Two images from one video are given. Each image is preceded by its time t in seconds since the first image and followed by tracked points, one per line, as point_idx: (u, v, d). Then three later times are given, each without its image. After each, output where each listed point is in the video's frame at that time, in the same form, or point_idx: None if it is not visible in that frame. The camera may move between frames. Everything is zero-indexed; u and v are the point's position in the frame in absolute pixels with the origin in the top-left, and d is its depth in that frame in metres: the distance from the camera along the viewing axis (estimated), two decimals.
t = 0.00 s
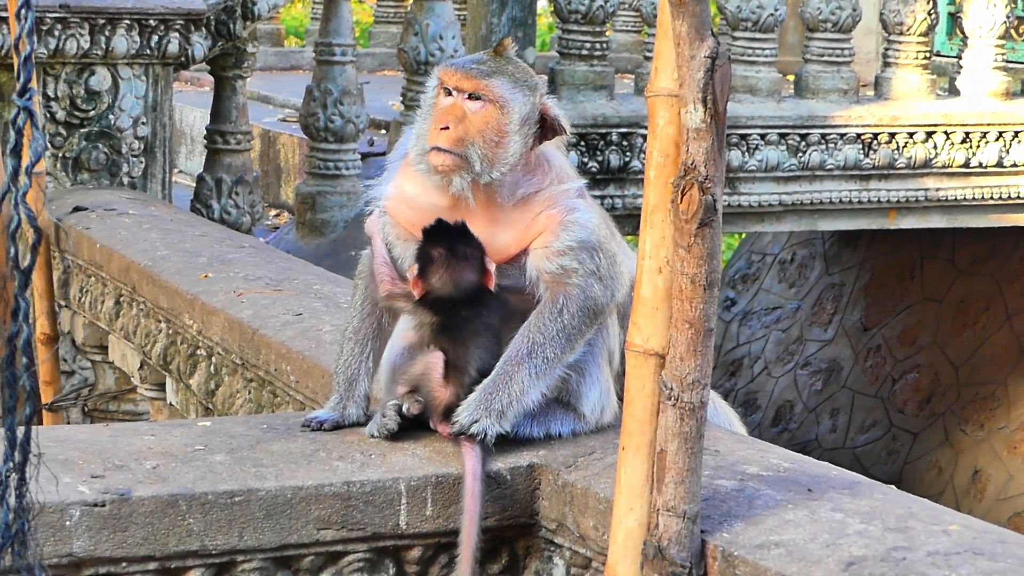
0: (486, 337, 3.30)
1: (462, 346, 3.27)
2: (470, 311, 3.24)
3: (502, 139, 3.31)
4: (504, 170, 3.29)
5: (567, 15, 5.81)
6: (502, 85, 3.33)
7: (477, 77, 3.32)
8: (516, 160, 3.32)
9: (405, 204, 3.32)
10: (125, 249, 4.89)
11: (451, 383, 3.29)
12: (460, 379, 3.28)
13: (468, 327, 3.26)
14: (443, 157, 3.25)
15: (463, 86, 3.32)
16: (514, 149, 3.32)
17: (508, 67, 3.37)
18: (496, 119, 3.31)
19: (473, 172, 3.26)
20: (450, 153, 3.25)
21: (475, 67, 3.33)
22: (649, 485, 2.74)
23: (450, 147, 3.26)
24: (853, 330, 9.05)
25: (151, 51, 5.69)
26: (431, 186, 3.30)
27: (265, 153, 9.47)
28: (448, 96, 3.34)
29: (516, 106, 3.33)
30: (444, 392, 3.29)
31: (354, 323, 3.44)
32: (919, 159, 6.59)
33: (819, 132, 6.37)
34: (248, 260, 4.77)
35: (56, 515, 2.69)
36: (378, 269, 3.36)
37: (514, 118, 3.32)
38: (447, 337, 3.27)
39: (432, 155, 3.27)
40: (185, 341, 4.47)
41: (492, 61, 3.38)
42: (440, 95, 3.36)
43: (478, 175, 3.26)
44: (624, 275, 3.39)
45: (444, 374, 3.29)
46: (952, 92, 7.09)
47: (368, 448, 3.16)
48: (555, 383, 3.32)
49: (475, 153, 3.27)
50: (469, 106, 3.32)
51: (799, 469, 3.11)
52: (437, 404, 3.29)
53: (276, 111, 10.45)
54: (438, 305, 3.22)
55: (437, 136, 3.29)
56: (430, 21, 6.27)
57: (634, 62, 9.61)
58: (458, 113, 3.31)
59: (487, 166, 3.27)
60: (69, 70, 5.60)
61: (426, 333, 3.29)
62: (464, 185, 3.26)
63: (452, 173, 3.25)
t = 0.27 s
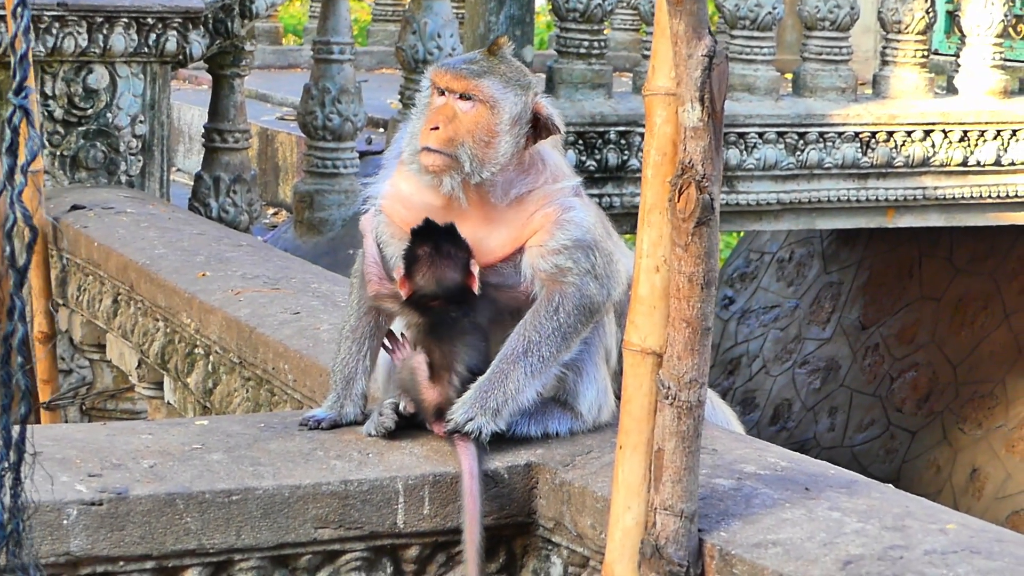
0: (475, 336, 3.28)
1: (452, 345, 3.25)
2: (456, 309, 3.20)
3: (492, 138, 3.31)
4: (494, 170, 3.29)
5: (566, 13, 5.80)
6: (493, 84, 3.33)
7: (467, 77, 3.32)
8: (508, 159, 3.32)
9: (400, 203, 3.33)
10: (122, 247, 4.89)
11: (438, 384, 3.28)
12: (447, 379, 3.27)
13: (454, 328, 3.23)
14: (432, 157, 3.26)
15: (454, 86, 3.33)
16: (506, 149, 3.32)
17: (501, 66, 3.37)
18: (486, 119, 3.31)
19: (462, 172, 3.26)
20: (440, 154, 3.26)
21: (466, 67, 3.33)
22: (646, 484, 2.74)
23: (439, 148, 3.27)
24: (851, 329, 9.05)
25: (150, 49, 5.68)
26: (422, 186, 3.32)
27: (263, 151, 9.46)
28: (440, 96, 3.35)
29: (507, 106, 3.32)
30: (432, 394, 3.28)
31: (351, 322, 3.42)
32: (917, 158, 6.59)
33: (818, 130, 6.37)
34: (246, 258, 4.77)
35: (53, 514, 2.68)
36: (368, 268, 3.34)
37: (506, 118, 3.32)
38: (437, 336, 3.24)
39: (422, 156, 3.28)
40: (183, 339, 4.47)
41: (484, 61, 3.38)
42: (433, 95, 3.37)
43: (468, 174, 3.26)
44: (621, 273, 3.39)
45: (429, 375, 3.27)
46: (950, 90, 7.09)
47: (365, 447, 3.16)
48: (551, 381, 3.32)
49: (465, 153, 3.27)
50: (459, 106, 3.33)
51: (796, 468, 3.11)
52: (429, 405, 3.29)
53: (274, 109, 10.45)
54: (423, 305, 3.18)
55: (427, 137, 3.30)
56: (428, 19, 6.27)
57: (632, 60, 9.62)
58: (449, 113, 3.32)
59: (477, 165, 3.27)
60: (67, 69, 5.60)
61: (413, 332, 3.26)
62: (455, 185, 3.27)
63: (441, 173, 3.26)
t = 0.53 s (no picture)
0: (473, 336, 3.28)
1: (452, 345, 3.25)
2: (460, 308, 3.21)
3: (488, 139, 3.31)
4: (490, 170, 3.29)
5: (563, 13, 5.81)
6: (489, 84, 3.33)
7: (462, 77, 3.32)
8: (505, 159, 3.32)
9: (398, 201, 3.33)
10: (120, 247, 4.89)
11: (434, 385, 3.27)
12: (444, 380, 3.27)
13: (454, 327, 3.23)
14: (429, 158, 3.26)
15: (449, 87, 3.33)
16: (502, 149, 3.32)
17: (497, 66, 3.37)
18: (482, 119, 3.32)
19: (458, 172, 3.26)
20: (436, 155, 3.26)
21: (461, 67, 3.33)
22: (644, 483, 2.74)
23: (435, 149, 3.27)
24: (849, 328, 9.06)
25: (146, 49, 5.68)
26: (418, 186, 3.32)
27: (261, 150, 9.46)
28: (435, 97, 3.35)
29: (502, 106, 3.33)
30: (429, 394, 3.28)
31: (349, 321, 3.42)
32: (915, 157, 6.59)
33: (815, 129, 6.37)
34: (244, 258, 4.77)
35: (52, 513, 2.68)
36: (370, 268, 3.35)
37: (501, 118, 3.33)
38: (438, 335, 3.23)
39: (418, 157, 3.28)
40: (181, 339, 4.47)
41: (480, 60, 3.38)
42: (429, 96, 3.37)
43: (464, 175, 3.26)
44: (619, 272, 3.39)
45: (423, 374, 3.28)
46: (947, 90, 7.10)
47: (363, 447, 3.16)
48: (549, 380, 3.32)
49: (460, 153, 3.28)
50: (455, 107, 3.33)
51: (794, 467, 3.12)
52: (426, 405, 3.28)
53: (272, 109, 10.45)
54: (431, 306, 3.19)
55: (422, 138, 3.30)
56: (426, 19, 6.27)
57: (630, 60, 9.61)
58: (445, 114, 3.32)
59: (472, 166, 3.27)
60: (65, 69, 5.58)
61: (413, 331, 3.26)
62: (450, 186, 3.27)
63: (437, 173, 3.27)
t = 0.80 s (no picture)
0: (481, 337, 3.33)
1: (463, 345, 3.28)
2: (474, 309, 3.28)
3: (485, 140, 3.32)
4: (487, 171, 3.30)
5: (562, 12, 5.81)
6: (486, 86, 3.34)
7: (460, 79, 3.34)
8: (503, 160, 3.33)
9: (396, 201, 3.33)
10: (119, 247, 4.89)
11: (434, 384, 3.27)
12: (445, 380, 3.27)
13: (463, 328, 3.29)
14: (428, 161, 3.28)
15: (447, 88, 3.34)
16: (499, 150, 3.33)
17: (494, 67, 3.38)
18: (479, 121, 3.33)
19: (456, 174, 3.28)
20: (433, 156, 3.28)
21: (458, 68, 3.35)
22: (642, 482, 2.74)
23: (432, 151, 3.28)
24: (847, 327, 9.06)
25: (146, 48, 5.68)
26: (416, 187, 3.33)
27: (259, 150, 9.46)
28: (433, 99, 3.36)
29: (500, 107, 3.34)
30: (428, 394, 3.27)
31: (348, 321, 3.45)
32: (913, 156, 6.59)
33: (814, 128, 6.37)
34: (242, 257, 4.77)
35: (51, 513, 2.68)
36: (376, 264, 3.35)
37: (498, 119, 3.34)
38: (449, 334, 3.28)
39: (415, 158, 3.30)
40: (179, 338, 4.47)
41: (477, 61, 3.39)
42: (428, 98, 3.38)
43: (461, 176, 3.28)
44: (617, 271, 3.39)
45: (424, 374, 3.28)
46: (945, 89, 7.10)
47: (362, 446, 3.16)
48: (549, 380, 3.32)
49: (458, 155, 3.29)
50: (453, 108, 3.34)
51: (792, 465, 3.12)
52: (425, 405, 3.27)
53: (270, 108, 10.44)
54: (448, 309, 3.25)
55: (421, 140, 3.32)
56: (424, 18, 6.27)
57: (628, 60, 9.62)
58: (442, 115, 3.34)
59: (469, 166, 3.28)
60: (64, 68, 5.59)
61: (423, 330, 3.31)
62: (448, 187, 3.28)
63: (436, 174, 3.28)
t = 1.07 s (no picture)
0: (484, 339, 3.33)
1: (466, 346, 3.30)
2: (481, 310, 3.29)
3: (493, 147, 3.28)
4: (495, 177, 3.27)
5: (560, 12, 5.81)
6: (493, 92, 3.29)
7: (466, 86, 3.28)
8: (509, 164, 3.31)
9: (394, 201, 3.33)
10: (117, 247, 4.89)
11: (436, 381, 3.29)
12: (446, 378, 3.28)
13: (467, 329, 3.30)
14: (438, 171, 3.24)
15: (453, 97, 3.28)
16: (506, 155, 3.30)
17: (498, 71, 3.33)
18: (486, 128, 3.28)
19: (466, 183, 3.25)
20: (442, 165, 3.24)
21: (464, 75, 3.28)
22: (640, 482, 2.75)
23: (441, 160, 3.24)
24: (846, 327, 9.06)
25: (144, 48, 5.69)
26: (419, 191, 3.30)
27: (258, 150, 9.46)
28: (438, 106, 3.30)
29: (507, 113, 3.29)
30: (429, 391, 3.28)
31: (346, 320, 3.46)
32: (911, 156, 6.60)
33: (812, 128, 6.37)
34: (241, 257, 4.78)
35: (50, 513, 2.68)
36: (379, 264, 3.34)
37: (505, 125, 3.30)
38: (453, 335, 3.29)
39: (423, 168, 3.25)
40: (178, 338, 4.47)
41: (481, 65, 3.32)
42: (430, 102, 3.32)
43: (472, 185, 3.25)
44: (614, 271, 3.39)
45: (427, 372, 3.29)
46: (944, 88, 7.10)
47: (360, 446, 3.16)
48: (548, 379, 3.32)
49: (467, 163, 3.25)
50: (459, 115, 3.29)
51: (790, 465, 3.12)
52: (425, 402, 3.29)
53: (269, 108, 10.45)
54: (456, 308, 3.25)
55: (428, 149, 3.26)
56: (422, 18, 6.28)
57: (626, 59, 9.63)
58: (449, 123, 3.28)
59: (479, 175, 3.25)
60: (62, 68, 5.59)
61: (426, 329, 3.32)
62: (458, 195, 3.25)
63: (444, 183, 3.25)
